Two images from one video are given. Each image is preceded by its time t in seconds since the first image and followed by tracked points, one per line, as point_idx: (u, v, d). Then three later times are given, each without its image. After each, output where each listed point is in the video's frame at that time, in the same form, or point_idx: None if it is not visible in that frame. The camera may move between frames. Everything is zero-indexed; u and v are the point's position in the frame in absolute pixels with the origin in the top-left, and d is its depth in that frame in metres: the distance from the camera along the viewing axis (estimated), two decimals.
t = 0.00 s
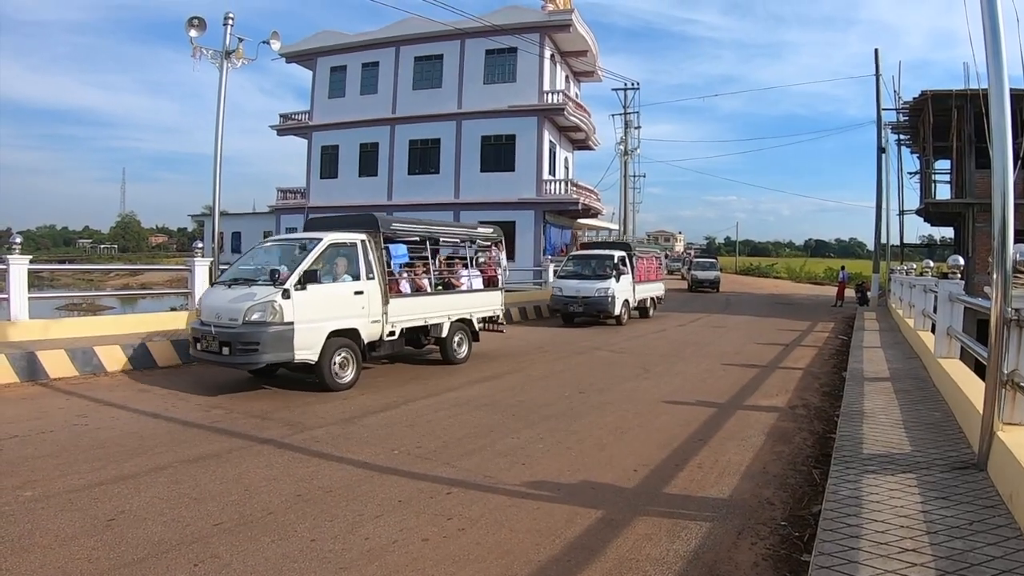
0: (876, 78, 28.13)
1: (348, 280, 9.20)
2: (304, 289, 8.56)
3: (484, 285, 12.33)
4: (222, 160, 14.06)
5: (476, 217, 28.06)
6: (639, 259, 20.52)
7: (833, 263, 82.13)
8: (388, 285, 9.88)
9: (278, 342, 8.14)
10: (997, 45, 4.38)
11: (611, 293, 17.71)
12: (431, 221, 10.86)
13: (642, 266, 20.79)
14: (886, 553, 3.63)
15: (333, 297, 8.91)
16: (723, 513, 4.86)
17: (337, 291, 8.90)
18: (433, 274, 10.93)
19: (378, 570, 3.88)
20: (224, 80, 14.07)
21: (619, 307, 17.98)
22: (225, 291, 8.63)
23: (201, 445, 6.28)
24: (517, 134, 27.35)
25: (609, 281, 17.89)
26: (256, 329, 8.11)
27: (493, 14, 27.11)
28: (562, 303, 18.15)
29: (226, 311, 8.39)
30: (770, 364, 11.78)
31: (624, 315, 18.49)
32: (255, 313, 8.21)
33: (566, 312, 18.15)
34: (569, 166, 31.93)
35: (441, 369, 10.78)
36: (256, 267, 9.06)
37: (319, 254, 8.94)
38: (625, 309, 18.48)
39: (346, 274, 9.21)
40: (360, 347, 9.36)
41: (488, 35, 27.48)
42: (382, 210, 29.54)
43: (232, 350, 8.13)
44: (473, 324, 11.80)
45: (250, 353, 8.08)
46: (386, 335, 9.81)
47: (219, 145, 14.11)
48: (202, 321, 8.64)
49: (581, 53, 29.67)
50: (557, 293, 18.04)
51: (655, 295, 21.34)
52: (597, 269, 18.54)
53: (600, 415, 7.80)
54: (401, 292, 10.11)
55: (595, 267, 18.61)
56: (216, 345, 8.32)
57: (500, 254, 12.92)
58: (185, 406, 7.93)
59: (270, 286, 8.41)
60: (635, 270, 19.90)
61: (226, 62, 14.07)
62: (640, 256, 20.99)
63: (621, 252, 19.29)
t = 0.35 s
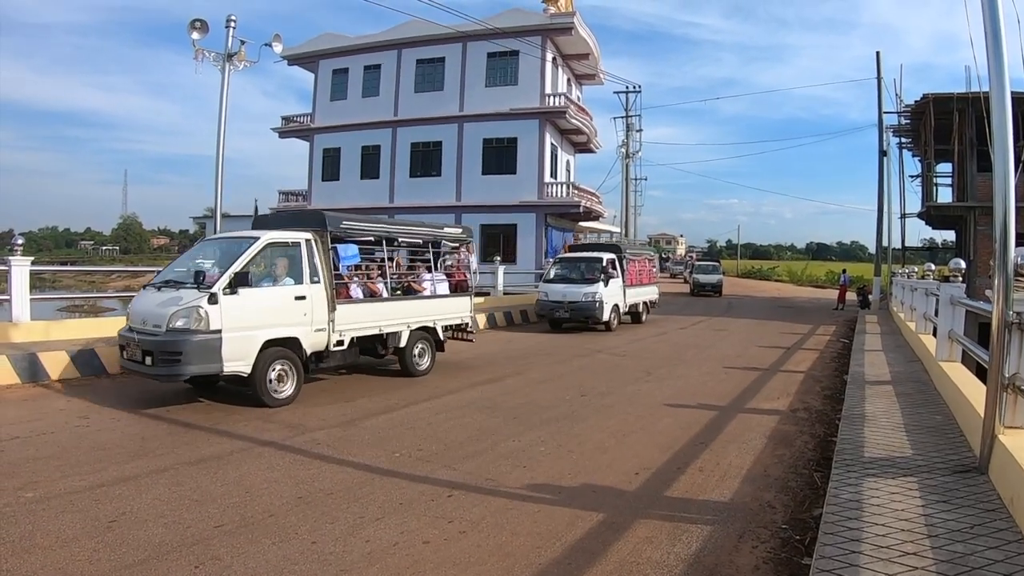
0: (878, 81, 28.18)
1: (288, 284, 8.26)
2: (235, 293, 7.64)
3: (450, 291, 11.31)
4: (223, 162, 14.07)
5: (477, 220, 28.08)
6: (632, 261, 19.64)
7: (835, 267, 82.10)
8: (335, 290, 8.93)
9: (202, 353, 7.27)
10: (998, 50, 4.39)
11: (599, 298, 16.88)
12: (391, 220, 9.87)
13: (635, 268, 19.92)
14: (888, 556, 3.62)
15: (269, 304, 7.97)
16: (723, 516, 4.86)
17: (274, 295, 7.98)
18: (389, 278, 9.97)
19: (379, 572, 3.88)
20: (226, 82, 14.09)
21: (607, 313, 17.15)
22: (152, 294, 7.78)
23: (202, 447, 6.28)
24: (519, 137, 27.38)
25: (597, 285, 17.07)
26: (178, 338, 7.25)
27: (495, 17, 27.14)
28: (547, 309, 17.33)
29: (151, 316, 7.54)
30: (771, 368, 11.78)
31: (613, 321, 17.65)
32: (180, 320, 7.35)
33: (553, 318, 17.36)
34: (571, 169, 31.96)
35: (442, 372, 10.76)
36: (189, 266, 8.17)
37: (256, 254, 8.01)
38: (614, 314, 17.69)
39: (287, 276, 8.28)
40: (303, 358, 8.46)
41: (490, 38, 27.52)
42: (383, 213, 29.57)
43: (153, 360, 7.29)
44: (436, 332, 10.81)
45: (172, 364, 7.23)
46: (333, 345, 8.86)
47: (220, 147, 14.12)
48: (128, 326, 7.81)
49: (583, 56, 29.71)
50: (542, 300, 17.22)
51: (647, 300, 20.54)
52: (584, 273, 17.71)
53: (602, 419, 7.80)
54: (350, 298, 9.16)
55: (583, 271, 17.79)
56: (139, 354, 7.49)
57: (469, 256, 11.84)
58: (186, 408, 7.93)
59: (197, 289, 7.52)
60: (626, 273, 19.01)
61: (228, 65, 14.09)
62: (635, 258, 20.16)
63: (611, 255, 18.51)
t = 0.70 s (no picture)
0: (878, 84, 28.24)
1: (216, 287, 7.48)
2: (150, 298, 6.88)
3: (411, 297, 10.43)
4: (224, 164, 14.09)
5: (478, 222, 28.09)
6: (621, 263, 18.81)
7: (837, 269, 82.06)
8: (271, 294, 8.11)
9: (111, 363, 6.55)
10: (999, 52, 4.38)
11: (585, 301, 16.25)
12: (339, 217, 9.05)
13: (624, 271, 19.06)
14: (889, 559, 3.61)
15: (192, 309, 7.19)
16: (724, 519, 4.85)
17: (199, 299, 7.23)
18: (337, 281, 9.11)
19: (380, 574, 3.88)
20: (228, 84, 14.12)
21: (594, 318, 16.50)
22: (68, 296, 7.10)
23: (203, 449, 6.28)
24: (520, 139, 27.40)
25: (583, 288, 16.43)
26: (87, 346, 6.53)
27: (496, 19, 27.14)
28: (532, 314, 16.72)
29: (63, 321, 6.87)
30: (772, 370, 11.77)
31: (602, 325, 16.98)
32: (89, 326, 6.65)
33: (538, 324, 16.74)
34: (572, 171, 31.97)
35: (443, 374, 10.75)
36: (111, 267, 7.45)
37: (179, 254, 7.27)
38: (602, 319, 17.05)
39: (217, 279, 7.51)
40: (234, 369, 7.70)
41: (491, 41, 27.56)
42: (385, 215, 29.59)
43: (59, 370, 6.61)
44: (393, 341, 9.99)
45: (79, 375, 6.53)
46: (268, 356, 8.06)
47: (222, 149, 14.14)
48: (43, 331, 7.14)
49: (584, 59, 29.72)
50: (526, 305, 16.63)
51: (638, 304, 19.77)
52: (571, 276, 17.07)
53: (603, 421, 7.79)
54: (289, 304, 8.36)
55: (570, 273, 17.16)
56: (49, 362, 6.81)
57: (433, 259, 10.93)
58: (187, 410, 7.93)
59: (108, 293, 6.79)
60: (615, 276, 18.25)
61: (229, 67, 14.12)
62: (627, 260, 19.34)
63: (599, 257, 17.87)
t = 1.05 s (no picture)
0: (879, 84, 28.28)
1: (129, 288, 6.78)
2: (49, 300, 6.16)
3: (361, 298, 9.54)
4: (225, 165, 14.10)
5: (478, 223, 28.11)
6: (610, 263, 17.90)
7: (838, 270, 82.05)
8: (192, 297, 7.31)
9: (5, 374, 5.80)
10: (1000, 53, 4.38)
11: (568, 302, 15.40)
12: (274, 210, 8.17)
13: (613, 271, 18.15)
14: (889, 560, 3.61)
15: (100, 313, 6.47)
16: (725, 520, 4.84)
17: (105, 303, 6.50)
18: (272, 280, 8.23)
19: None
20: (228, 85, 14.13)
21: (579, 320, 15.64)
22: None
23: (203, 450, 6.28)
24: (520, 140, 27.42)
25: (567, 288, 15.58)
26: None
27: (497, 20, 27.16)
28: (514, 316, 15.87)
29: None
30: (773, 371, 11.76)
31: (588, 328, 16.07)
32: None
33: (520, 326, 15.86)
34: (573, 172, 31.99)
35: (444, 375, 10.76)
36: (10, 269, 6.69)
37: (84, 252, 6.58)
38: (588, 321, 16.16)
39: (130, 280, 6.82)
40: (150, 382, 6.96)
41: (491, 42, 27.58)
42: (386, 216, 29.60)
43: None
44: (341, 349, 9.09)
45: None
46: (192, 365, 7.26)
47: (223, 150, 14.16)
48: None
49: (584, 60, 29.73)
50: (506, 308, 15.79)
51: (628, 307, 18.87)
52: (554, 276, 16.20)
53: (603, 422, 7.78)
54: (213, 306, 7.49)
55: (553, 273, 16.30)
56: None
57: (389, 256, 10.00)
58: (188, 411, 7.93)
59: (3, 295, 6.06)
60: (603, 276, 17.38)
61: (230, 68, 14.13)
62: (617, 260, 18.48)
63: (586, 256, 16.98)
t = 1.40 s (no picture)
0: (878, 85, 28.32)
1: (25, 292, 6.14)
2: None
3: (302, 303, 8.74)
4: (224, 167, 14.10)
5: (478, 225, 28.11)
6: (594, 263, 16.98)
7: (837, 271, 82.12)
8: (96, 302, 6.66)
9: None
10: (999, 54, 4.38)
11: (547, 304, 14.54)
12: (189, 205, 7.54)
13: (598, 271, 17.24)
14: (889, 561, 3.61)
15: None
16: (725, 521, 4.83)
17: None
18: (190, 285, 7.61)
19: None
20: (227, 87, 14.13)
21: (559, 323, 14.76)
22: None
23: (203, 452, 6.27)
24: (519, 141, 27.42)
25: (546, 290, 14.71)
26: None
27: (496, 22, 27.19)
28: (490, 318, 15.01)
29: None
30: (772, 372, 11.75)
31: (568, 332, 15.21)
32: None
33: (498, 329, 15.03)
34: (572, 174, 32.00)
35: (444, 377, 10.75)
36: None
37: None
38: (569, 324, 15.31)
39: (27, 283, 6.19)
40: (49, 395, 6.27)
41: (490, 43, 27.60)
42: (385, 218, 29.60)
43: None
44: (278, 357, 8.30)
45: None
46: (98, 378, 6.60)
47: (221, 152, 14.15)
48: None
49: (583, 61, 29.76)
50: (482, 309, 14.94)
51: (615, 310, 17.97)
52: (533, 277, 15.31)
53: (603, 423, 7.77)
54: (120, 312, 6.83)
55: (532, 274, 15.42)
56: None
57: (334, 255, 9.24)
58: (187, 413, 7.92)
59: None
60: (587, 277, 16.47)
61: (229, 70, 14.13)
62: (603, 261, 17.55)
63: (569, 256, 16.13)
